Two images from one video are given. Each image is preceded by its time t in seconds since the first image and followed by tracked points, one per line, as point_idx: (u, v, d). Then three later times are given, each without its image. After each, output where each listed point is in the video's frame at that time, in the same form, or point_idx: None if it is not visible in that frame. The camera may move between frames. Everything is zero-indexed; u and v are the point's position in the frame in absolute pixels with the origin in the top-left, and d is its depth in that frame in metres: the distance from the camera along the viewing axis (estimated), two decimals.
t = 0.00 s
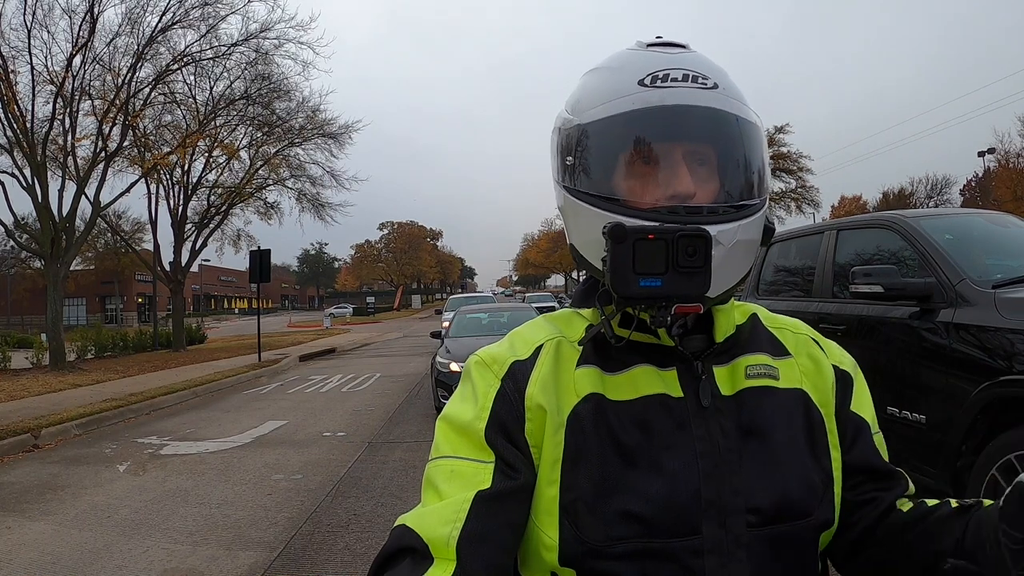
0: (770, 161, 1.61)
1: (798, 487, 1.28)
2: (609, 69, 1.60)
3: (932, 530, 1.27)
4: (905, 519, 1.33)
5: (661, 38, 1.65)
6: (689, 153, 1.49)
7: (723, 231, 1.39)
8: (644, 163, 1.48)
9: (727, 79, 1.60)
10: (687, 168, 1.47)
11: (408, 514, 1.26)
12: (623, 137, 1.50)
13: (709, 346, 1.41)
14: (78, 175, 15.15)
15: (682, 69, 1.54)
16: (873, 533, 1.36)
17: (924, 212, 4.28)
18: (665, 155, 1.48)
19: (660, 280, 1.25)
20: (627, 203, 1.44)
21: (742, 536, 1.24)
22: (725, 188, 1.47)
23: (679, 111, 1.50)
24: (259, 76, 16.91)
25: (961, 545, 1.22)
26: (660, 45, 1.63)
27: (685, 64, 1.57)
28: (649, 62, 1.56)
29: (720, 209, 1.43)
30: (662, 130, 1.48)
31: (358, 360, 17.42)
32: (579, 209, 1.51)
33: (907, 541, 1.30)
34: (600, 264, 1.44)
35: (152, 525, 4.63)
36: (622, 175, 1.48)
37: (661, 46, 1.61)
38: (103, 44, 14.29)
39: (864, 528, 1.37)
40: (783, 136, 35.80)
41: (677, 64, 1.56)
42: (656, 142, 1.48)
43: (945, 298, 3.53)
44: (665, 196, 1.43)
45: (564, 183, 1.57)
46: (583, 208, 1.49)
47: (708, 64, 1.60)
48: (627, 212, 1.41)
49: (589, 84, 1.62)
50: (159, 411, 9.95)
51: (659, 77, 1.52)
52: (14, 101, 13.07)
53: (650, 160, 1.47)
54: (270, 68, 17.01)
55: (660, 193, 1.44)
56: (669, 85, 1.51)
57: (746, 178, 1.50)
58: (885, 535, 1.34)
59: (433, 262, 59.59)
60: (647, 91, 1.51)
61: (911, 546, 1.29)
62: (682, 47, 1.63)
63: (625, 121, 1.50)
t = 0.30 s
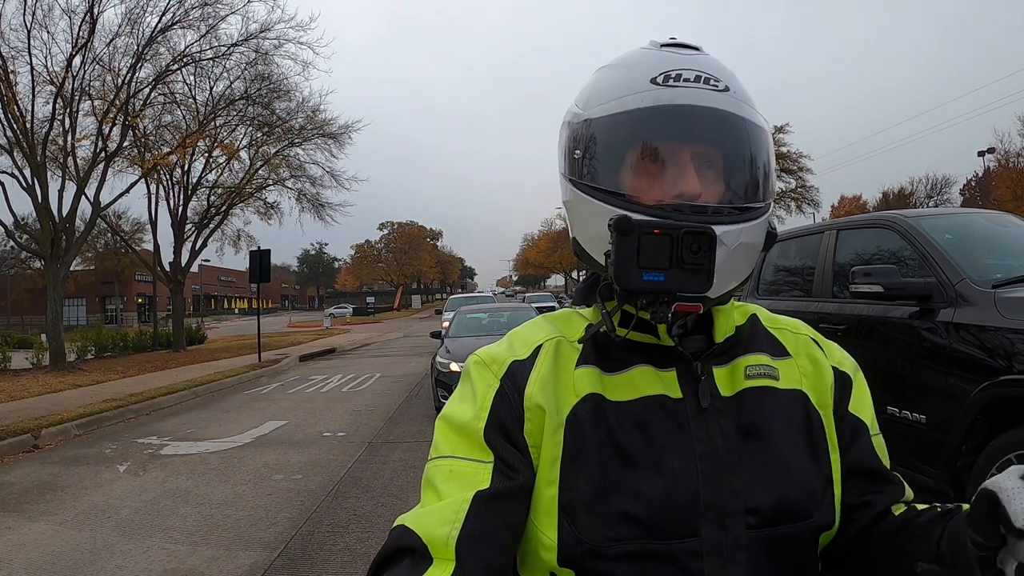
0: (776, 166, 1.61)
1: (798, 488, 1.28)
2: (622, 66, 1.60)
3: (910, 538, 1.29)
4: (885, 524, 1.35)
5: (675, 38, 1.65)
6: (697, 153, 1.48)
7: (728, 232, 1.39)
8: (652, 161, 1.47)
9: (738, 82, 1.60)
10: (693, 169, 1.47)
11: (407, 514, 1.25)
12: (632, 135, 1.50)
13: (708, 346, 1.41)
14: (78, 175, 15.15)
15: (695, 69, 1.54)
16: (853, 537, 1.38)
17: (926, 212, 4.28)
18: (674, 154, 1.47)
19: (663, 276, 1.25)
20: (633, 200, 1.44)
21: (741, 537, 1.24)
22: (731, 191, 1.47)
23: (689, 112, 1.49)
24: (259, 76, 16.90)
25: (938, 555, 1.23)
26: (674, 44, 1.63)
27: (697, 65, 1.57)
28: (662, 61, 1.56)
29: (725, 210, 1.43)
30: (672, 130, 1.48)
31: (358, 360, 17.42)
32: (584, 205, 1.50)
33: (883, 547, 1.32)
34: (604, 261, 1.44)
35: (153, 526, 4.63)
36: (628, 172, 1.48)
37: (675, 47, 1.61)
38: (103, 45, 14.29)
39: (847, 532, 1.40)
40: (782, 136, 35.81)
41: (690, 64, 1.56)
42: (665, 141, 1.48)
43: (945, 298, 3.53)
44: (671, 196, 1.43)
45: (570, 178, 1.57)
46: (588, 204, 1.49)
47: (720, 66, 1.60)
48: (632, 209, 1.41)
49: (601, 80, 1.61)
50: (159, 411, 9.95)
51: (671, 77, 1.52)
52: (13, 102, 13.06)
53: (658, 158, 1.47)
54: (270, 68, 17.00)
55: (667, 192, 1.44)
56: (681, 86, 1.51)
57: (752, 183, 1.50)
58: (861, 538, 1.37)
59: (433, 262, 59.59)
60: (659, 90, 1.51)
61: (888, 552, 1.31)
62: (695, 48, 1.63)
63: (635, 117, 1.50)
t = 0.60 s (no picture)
0: (769, 159, 1.60)
1: (799, 489, 1.28)
2: (607, 68, 1.61)
3: (966, 510, 1.28)
4: (930, 507, 1.33)
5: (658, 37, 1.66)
6: (688, 150, 1.48)
7: (723, 228, 1.39)
8: (644, 161, 1.47)
9: (725, 76, 1.60)
10: (686, 167, 1.47)
11: (407, 514, 1.25)
12: (623, 137, 1.50)
13: (709, 346, 1.42)
14: (78, 175, 15.16)
15: (679, 67, 1.55)
16: (896, 525, 1.34)
17: (924, 212, 4.28)
18: (665, 154, 1.47)
19: (662, 276, 1.24)
20: (626, 202, 1.44)
21: (742, 537, 1.24)
22: (724, 187, 1.47)
23: (677, 110, 1.50)
24: (259, 76, 16.92)
25: (1003, 520, 1.23)
26: (657, 44, 1.64)
27: (683, 63, 1.57)
28: (646, 61, 1.56)
29: (719, 206, 1.43)
30: (661, 129, 1.48)
31: (358, 360, 17.43)
32: (580, 207, 1.50)
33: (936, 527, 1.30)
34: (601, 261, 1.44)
35: (153, 526, 4.63)
36: (620, 173, 1.47)
37: (659, 46, 1.62)
38: (103, 45, 14.29)
39: (882, 523, 1.35)
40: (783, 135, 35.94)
41: (674, 63, 1.56)
42: (656, 140, 1.48)
43: (944, 298, 3.53)
44: (665, 196, 1.43)
45: (564, 182, 1.57)
46: (582, 208, 1.49)
47: (705, 62, 1.60)
48: (627, 210, 1.41)
49: (588, 85, 1.62)
50: (159, 411, 9.95)
51: (657, 76, 1.53)
52: (14, 102, 13.07)
53: (650, 158, 1.47)
54: (270, 68, 17.01)
55: (661, 192, 1.44)
56: (668, 84, 1.51)
57: (745, 179, 1.50)
58: (911, 525, 1.33)
59: (433, 262, 59.60)
60: (645, 90, 1.51)
61: (941, 531, 1.29)
62: (679, 46, 1.63)
63: (623, 120, 1.51)
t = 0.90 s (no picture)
0: (770, 159, 1.60)
1: (799, 488, 1.28)
2: (608, 69, 1.61)
3: (996, 514, 1.27)
4: (955, 505, 1.31)
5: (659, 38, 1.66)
6: (688, 151, 1.48)
7: (720, 228, 1.39)
8: (644, 162, 1.47)
9: (725, 77, 1.60)
10: (685, 167, 1.47)
11: (408, 514, 1.25)
12: (623, 138, 1.50)
13: (709, 346, 1.42)
14: (78, 175, 15.16)
15: (680, 68, 1.55)
16: (917, 523, 1.33)
17: (925, 211, 4.27)
18: (666, 154, 1.47)
19: (655, 277, 1.25)
20: (625, 203, 1.44)
21: (742, 537, 1.24)
22: (724, 187, 1.46)
23: (677, 110, 1.49)
24: (259, 76, 16.91)
25: None
26: (659, 44, 1.63)
27: (683, 63, 1.57)
28: (646, 62, 1.56)
29: (719, 207, 1.43)
30: (661, 130, 1.48)
31: (358, 360, 17.42)
32: (579, 208, 1.50)
33: (962, 524, 1.28)
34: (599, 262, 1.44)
35: (152, 526, 4.63)
36: (621, 174, 1.48)
37: (659, 47, 1.61)
38: (103, 45, 14.30)
39: (899, 519, 1.35)
40: (782, 135, 35.95)
41: (674, 64, 1.56)
42: (655, 141, 1.48)
43: (944, 298, 3.53)
44: (664, 196, 1.43)
45: (564, 183, 1.57)
46: (583, 208, 1.49)
47: (706, 63, 1.60)
48: (626, 210, 1.41)
49: (589, 85, 1.62)
50: (159, 411, 9.95)
51: (657, 76, 1.53)
52: (14, 102, 13.07)
53: (650, 158, 1.47)
54: (270, 68, 17.02)
55: (659, 193, 1.44)
56: (667, 85, 1.51)
57: (745, 180, 1.50)
58: (937, 523, 1.31)
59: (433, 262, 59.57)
60: (645, 91, 1.51)
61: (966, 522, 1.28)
62: (680, 47, 1.63)
63: (623, 120, 1.51)
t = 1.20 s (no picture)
0: (777, 163, 1.60)
1: (800, 489, 1.28)
2: (620, 67, 1.61)
3: (983, 517, 1.29)
4: (945, 511, 1.32)
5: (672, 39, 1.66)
6: (698, 151, 1.48)
7: (730, 227, 1.38)
8: (653, 159, 1.47)
9: (735, 80, 1.60)
10: (693, 167, 1.46)
11: (408, 512, 1.25)
12: (633, 135, 1.50)
13: (710, 347, 1.42)
14: (77, 175, 15.16)
15: (692, 69, 1.55)
16: (909, 528, 1.33)
17: (927, 212, 4.27)
18: (675, 153, 1.47)
19: (668, 270, 1.25)
20: (634, 198, 1.43)
21: (742, 537, 1.24)
22: (731, 187, 1.46)
23: (688, 110, 1.50)
24: (259, 76, 16.91)
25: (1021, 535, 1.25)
26: (671, 45, 1.64)
27: (694, 65, 1.57)
28: (659, 61, 1.56)
29: (726, 206, 1.43)
30: (672, 128, 1.48)
31: (358, 360, 17.41)
32: (585, 202, 1.50)
33: (951, 531, 1.30)
34: (606, 260, 1.44)
35: (152, 526, 4.63)
36: (630, 170, 1.47)
37: (672, 47, 1.62)
38: (103, 45, 14.30)
39: (894, 522, 1.34)
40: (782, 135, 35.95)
41: (687, 64, 1.56)
42: (665, 139, 1.48)
43: (945, 298, 3.53)
44: (672, 194, 1.43)
45: (572, 179, 1.56)
46: (590, 204, 1.48)
47: (717, 65, 1.60)
48: (633, 205, 1.41)
49: (600, 82, 1.62)
50: (159, 411, 9.94)
51: (669, 76, 1.53)
52: (14, 102, 13.06)
53: (659, 156, 1.47)
54: (270, 67, 17.01)
55: (668, 190, 1.44)
56: (679, 85, 1.51)
57: (752, 181, 1.50)
58: (926, 528, 1.32)
59: (433, 262, 59.53)
60: (657, 89, 1.51)
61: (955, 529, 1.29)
62: (692, 48, 1.63)
63: (634, 118, 1.51)
